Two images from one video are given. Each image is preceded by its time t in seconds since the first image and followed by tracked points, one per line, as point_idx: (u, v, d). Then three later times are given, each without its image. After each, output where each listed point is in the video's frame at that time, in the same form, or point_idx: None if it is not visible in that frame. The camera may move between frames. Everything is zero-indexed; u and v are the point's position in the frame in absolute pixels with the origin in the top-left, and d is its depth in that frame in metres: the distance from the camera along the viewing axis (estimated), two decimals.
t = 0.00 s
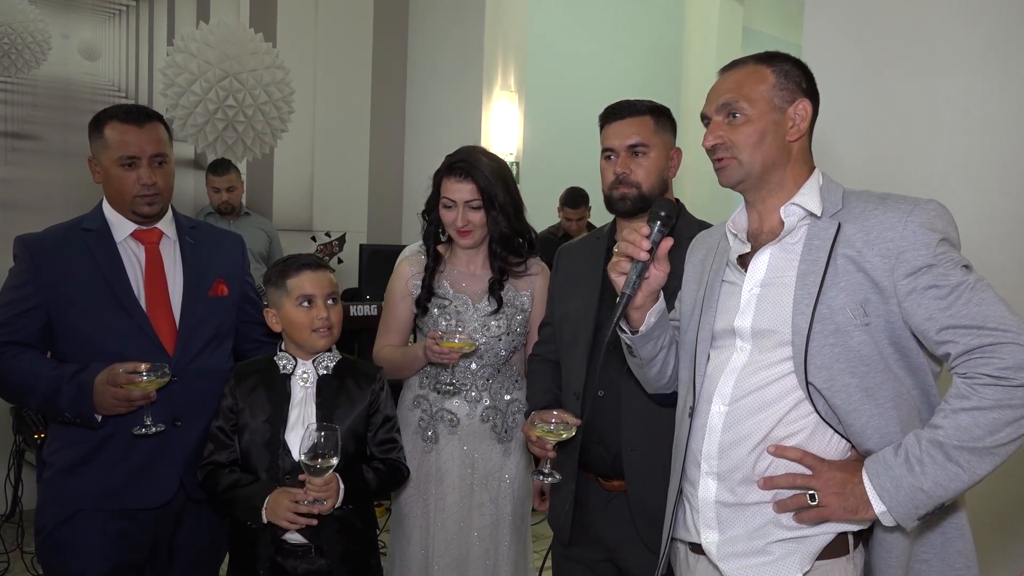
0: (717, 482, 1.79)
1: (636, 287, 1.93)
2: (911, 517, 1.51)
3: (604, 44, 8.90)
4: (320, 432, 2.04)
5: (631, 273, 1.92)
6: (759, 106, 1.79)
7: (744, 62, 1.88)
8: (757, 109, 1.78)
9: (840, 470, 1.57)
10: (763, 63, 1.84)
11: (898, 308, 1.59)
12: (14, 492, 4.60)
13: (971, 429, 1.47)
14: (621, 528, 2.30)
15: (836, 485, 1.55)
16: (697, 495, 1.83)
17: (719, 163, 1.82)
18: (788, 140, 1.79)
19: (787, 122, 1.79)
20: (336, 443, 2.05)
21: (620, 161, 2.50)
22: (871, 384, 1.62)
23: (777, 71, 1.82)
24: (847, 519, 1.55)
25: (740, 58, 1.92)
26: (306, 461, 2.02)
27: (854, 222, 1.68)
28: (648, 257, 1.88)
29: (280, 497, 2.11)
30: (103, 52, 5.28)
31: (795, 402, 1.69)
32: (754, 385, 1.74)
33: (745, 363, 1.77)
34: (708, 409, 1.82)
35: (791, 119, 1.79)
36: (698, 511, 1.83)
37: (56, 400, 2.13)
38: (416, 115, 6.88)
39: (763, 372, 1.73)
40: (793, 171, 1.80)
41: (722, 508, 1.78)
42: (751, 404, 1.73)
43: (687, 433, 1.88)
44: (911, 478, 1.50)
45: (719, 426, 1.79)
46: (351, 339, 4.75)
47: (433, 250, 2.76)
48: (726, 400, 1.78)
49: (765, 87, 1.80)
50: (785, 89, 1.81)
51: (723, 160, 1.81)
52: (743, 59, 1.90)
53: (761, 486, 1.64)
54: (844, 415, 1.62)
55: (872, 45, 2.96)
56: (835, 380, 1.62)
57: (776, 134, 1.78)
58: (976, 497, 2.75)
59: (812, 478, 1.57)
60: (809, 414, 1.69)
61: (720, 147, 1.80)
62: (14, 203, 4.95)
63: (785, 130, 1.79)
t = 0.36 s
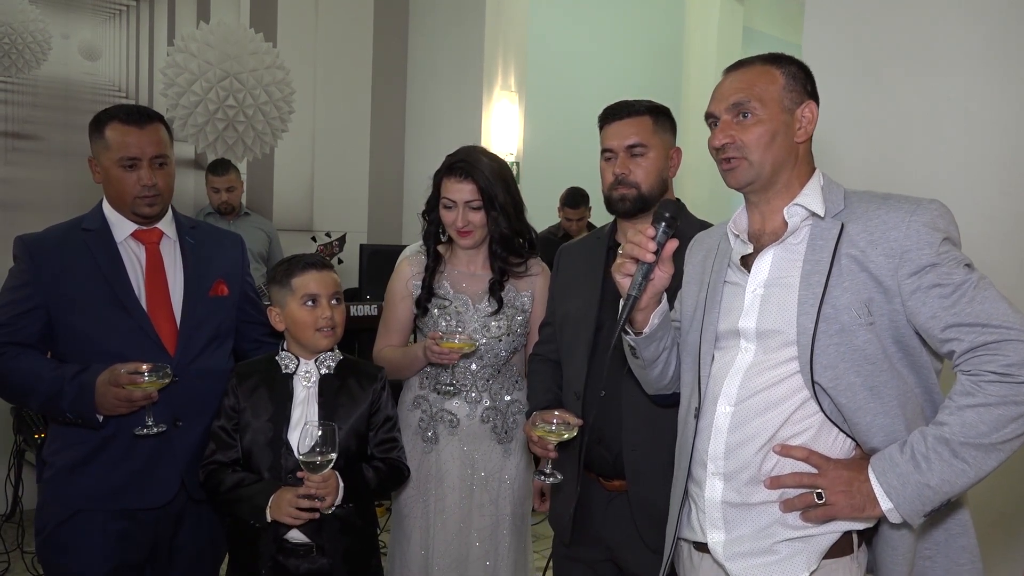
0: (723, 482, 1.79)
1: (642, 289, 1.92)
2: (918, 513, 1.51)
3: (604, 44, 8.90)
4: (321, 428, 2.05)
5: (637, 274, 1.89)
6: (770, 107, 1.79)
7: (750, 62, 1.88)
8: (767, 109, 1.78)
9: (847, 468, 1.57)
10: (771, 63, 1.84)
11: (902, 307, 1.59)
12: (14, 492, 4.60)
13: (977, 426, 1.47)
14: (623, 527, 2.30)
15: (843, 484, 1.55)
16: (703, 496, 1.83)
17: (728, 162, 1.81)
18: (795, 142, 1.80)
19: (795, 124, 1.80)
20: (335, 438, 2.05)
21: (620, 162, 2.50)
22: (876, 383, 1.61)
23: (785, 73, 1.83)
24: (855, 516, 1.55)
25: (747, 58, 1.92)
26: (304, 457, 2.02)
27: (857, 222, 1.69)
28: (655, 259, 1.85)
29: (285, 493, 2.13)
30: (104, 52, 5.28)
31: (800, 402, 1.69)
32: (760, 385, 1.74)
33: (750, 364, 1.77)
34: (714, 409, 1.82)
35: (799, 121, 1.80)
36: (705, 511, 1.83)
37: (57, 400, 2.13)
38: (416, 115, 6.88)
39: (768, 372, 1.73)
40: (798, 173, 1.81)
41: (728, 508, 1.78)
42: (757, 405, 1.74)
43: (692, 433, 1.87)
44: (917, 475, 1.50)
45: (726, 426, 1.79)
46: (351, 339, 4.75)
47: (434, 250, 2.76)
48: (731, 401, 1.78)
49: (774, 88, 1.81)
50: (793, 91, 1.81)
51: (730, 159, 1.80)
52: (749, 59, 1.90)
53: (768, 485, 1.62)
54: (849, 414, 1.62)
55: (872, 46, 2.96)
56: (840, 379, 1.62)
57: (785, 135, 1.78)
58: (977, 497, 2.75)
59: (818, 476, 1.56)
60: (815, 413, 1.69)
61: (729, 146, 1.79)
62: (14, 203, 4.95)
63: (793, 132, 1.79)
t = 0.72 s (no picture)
0: (722, 482, 1.79)
1: (644, 290, 1.92)
2: (912, 500, 1.50)
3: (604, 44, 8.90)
4: (321, 428, 2.05)
5: (641, 275, 1.90)
6: (774, 105, 1.79)
7: (757, 61, 1.88)
8: (772, 107, 1.79)
9: (837, 460, 1.55)
10: (777, 63, 1.84)
11: (902, 304, 1.60)
12: (14, 492, 4.60)
13: (978, 413, 1.47)
14: (621, 527, 2.31)
15: (834, 474, 1.53)
16: (701, 495, 1.83)
17: (729, 158, 1.80)
18: (798, 142, 1.80)
19: (799, 124, 1.80)
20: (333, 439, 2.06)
21: (611, 166, 2.52)
22: (874, 379, 1.61)
23: (790, 73, 1.83)
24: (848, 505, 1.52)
25: (753, 58, 1.92)
26: (303, 457, 2.03)
27: (857, 221, 1.69)
28: (658, 259, 1.86)
29: (287, 490, 2.13)
30: (104, 52, 5.28)
31: (798, 402, 1.69)
32: (758, 384, 1.74)
33: (748, 362, 1.77)
34: (713, 409, 1.82)
35: (802, 121, 1.81)
36: (702, 511, 1.82)
37: (58, 400, 2.13)
38: (416, 115, 6.88)
39: (767, 371, 1.73)
40: (798, 172, 1.81)
41: (726, 508, 1.78)
42: (756, 404, 1.74)
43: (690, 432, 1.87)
44: (914, 458, 1.49)
45: (725, 425, 1.79)
46: (351, 339, 4.75)
47: (434, 250, 2.76)
48: (730, 399, 1.78)
49: (780, 87, 1.81)
50: (798, 91, 1.82)
51: (731, 154, 1.80)
52: (754, 58, 1.90)
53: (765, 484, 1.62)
54: (846, 410, 1.62)
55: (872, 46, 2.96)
56: (837, 376, 1.62)
57: (788, 134, 1.78)
58: (977, 497, 2.75)
59: (809, 469, 1.54)
60: (812, 413, 1.69)
61: (732, 141, 1.79)
62: (14, 203, 4.95)
63: (796, 130, 1.79)
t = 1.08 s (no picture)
0: (723, 481, 1.80)
1: (651, 288, 1.92)
2: (819, 422, 1.45)
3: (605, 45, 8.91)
4: (321, 430, 2.05)
5: (646, 274, 1.90)
6: (767, 112, 1.79)
7: (747, 66, 1.88)
8: (766, 115, 1.79)
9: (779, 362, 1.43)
10: (767, 67, 1.85)
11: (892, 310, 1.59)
12: (14, 492, 4.60)
13: (925, 397, 1.43)
14: (621, 527, 2.31)
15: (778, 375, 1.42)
16: (702, 495, 1.84)
17: (730, 168, 1.82)
18: (795, 146, 1.80)
19: (796, 128, 1.80)
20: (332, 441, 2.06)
21: (588, 176, 2.53)
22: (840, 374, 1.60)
23: (781, 77, 1.83)
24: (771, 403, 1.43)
25: (745, 62, 1.92)
26: (301, 457, 2.03)
27: (861, 224, 1.68)
28: (664, 258, 1.86)
29: (285, 490, 2.12)
30: (104, 52, 5.28)
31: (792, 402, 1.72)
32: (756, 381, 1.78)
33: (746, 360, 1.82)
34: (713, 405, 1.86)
35: (799, 124, 1.81)
36: (704, 511, 1.83)
37: (57, 400, 2.13)
38: (416, 115, 6.88)
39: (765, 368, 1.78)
40: (798, 176, 1.81)
41: (727, 507, 1.78)
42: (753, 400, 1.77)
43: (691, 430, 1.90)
44: (854, 399, 1.43)
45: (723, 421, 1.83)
46: (351, 339, 4.76)
47: (434, 250, 2.76)
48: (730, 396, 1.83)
49: (773, 93, 1.81)
50: (791, 94, 1.82)
51: (730, 165, 1.80)
52: (745, 63, 1.90)
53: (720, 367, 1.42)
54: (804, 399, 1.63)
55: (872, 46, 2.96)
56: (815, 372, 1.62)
57: (785, 139, 1.78)
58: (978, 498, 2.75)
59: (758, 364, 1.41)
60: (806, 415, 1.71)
61: (731, 152, 1.79)
62: (14, 203, 4.95)
63: (794, 134, 1.80)
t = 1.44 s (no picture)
0: (721, 481, 1.80)
1: (649, 293, 1.93)
2: (828, 417, 1.42)
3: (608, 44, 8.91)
4: (326, 430, 2.05)
5: (644, 279, 1.92)
6: (773, 110, 1.79)
7: (751, 64, 1.88)
8: (773, 112, 1.79)
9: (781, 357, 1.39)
10: (772, 66, 1.85)
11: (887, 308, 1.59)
12: (20, 491, 4.61)
13: (934, 387, 1.42)
14: (624, 526, 2.31)
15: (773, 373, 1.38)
16: (701, 494, 1.84)
17: (735, 165, 1.82)
18: (799, 145, 1.81)
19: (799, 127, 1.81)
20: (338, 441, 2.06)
21: (596, 174, 2.54)
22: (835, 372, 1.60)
23: (785, 76, 1.84)
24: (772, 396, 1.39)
25: (749, 60, 1.92)
26: (307, 458, 2.04)
27: (855, 221, 1.68)
28: (661, 262, 1.87)
29: (289, 489, 2.14)
30: (109, 52, 5.30)
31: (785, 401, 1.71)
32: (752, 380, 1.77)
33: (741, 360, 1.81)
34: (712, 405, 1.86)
35: (801, 124, 1.82)
36: (702, 510, 1.84)
37: (63, 400, 2.14)
38: (419, 115, 6.88)
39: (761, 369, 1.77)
40: (800, 175, 1.81)
41: (724, 506, 1.79)
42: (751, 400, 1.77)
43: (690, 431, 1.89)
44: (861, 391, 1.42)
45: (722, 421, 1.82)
46: (355, 339, 4.76)
47: (437, 251, 2.76)
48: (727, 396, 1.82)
49: (778, 91, 1.81)
50: (795, 93, 1.83)
51: (736, 163, 1.81)
52: (748, 62, 1.91)
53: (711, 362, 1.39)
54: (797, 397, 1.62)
55: (873, 45, 2.96)
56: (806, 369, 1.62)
57: (790, 138, 1.79)
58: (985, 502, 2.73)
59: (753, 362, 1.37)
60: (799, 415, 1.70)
61: (735, 150, 1.79)
62: (19, 203, 4.96)
63: (797, 134, 1.81)
